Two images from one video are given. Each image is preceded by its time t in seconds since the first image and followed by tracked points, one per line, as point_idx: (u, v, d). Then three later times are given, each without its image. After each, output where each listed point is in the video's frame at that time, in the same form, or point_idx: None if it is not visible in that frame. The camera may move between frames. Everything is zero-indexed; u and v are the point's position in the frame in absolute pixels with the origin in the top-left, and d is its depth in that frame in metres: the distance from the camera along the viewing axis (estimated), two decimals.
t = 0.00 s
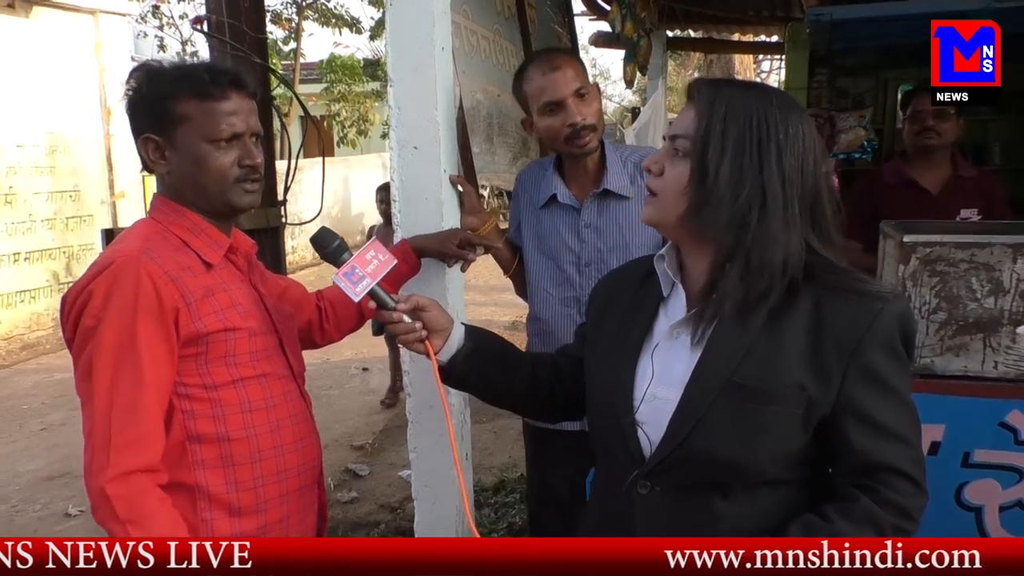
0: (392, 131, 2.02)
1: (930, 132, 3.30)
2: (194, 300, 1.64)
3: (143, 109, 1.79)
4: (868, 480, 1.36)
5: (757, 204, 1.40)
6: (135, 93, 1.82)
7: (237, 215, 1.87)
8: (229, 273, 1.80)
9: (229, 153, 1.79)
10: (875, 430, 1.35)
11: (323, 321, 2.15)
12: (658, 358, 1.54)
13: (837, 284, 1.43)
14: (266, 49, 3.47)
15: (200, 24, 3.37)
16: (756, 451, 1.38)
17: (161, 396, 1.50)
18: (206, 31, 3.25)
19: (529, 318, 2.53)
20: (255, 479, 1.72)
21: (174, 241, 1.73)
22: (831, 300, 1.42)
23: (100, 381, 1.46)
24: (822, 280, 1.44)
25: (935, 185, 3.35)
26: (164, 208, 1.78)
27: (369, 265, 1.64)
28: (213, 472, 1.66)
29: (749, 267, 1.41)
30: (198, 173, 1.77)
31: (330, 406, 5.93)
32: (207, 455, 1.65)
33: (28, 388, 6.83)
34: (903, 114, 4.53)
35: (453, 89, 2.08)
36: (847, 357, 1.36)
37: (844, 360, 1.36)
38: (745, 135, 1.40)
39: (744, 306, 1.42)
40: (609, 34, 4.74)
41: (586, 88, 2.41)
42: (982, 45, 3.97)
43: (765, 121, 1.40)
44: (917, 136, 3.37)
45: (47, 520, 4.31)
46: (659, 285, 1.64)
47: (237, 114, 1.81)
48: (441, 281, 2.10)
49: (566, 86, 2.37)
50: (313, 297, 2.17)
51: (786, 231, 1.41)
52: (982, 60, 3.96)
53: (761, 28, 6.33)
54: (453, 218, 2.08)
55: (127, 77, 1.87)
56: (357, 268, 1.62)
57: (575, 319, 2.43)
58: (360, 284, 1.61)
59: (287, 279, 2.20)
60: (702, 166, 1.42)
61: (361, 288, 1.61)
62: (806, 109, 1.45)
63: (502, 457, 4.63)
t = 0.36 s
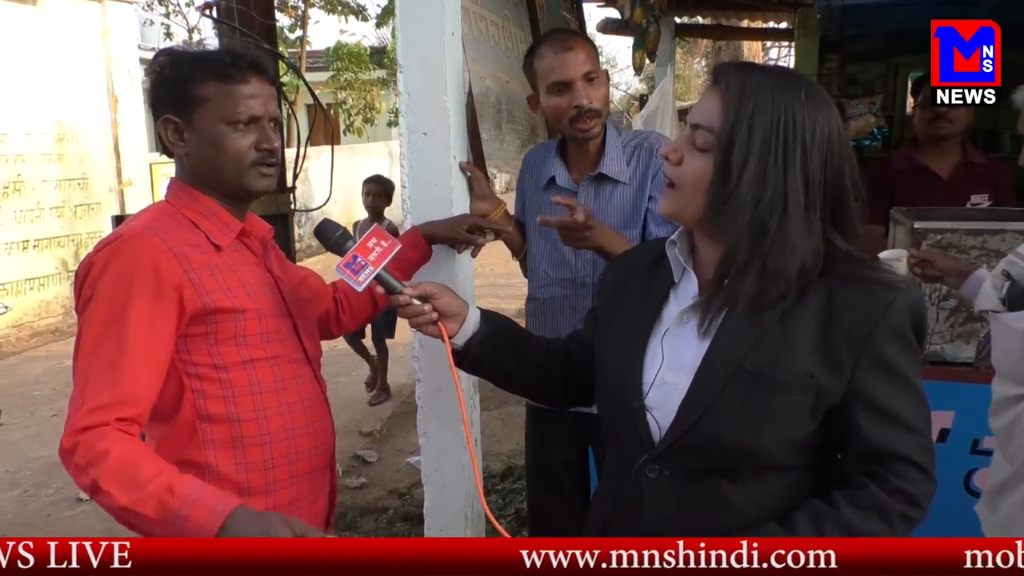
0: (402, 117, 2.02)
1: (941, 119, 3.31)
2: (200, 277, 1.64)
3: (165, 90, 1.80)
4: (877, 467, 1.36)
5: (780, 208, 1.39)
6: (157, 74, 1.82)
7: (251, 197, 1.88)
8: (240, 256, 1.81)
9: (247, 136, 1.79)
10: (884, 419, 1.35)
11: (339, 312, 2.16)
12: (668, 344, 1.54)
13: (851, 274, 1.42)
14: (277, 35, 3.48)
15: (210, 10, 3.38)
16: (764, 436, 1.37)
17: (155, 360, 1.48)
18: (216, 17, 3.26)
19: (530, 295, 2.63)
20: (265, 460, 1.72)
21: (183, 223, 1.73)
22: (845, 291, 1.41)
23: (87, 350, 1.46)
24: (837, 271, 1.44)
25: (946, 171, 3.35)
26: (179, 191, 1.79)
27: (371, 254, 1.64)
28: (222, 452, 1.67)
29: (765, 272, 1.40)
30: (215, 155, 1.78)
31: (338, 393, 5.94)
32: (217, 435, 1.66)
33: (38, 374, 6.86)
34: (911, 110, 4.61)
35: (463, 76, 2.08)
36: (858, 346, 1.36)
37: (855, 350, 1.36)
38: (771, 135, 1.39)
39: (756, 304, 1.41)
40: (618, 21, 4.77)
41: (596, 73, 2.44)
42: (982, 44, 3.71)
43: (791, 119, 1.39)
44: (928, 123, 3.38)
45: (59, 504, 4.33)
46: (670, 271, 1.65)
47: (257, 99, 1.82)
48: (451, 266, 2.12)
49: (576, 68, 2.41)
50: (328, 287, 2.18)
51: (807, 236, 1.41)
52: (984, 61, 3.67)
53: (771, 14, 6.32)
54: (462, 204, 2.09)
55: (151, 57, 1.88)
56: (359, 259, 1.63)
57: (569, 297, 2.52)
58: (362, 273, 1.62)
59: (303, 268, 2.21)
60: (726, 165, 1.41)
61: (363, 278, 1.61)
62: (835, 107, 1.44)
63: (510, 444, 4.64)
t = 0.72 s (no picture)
0: (405, 111, 2.02)
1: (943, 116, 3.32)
2: (203, 265, 1.65)
3: (180, 80, 1.82)
4: (889, 463, 1.36)
5: (807, 208, 1.38)
6: (173, 68, 1.84)
7: (259, 192, 1.88)
8: (246, 248, 1.81)
9: (258, 130, 1.80)
10: (899, 416, 1.35)
11: (343, 305, 2.16)
12: (681, 339, 1.55)
13: (863, 271, 1.43)
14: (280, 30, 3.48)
15: (213, 4, 3.38)
16: (777, 430, 1.38)
17: (147, 345, 1.48)
18: (219, 10, 3.26)
19: (530, 289, 2.64)
20: (270, 451, 1.73)
21: (189, 214, 1.74)
22: (858, 288, 1.41)
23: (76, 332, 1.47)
24: (850, 267, 1.44)
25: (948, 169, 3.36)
26: (187, 183, 1.81)
27: (378, 242, 1.65)
28: (228, 443, 1.67)
29: (792, 270, 1.40)
30: (224, 148, 1.78)
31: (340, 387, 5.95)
32: (222, 426, 1.67)
33: (39, 367, 6.87)
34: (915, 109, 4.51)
35: (466, 69, 2.08)
36: (873, 342, 1.36)
37: (869, 346, 1.37)
38: (792, 132, 1.38)
39: (778, 303, 1.42)
40: (621, 16, 4.77)
41: (602, 58, 2.50)
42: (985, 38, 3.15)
43: (809, 114, 1.38)
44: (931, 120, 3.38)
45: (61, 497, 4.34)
46: (681, 266, 1.66)
47: (269, 94, 1.82)
48: (453, 259, 2.14)
49: (583, 51, 2.46)
50: (333, 282, 2.19)
51: (833, 230, 1.40)
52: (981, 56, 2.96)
53: (775, 10, 6.31)
54: (465, 198, 2.10)
55: (165, 53, 1.90)
56: (365, 246, 1.64)
57: (566, 291, 2.53)
58: (367, 261, 1.63)
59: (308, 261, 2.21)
60: (755, 172, 1.40)
61: (368, 266, 1.63)
62: (843, 98, 1.43)
63: (510, 439, 4.65)
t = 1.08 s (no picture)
0: (403, 117, 2.05)
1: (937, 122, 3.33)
2: (203, 276, 1.66)
3: (173, 90, 1.84)
4: (914, 475, 1.37)
5: (798, 193, 1.41)
6: (166, 76, 1.86)
7: (256, 200, 1.89)
8: (243, 255, 1.82)
9: (251, 138, 1.81)
10: (926, 428, 1.36)
11: (340, 311, 2.18)
12: (698, 343, 1.57)
13: (886, 276, 1.42)
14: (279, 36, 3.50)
15: (212, 9, 3.37)
16: (795, 438, 1.39)
17: (157, 360, 1.49)
18: (217, 16, 3.26)
19: (530, 296, 2.64)
20: (267, 459, 1.73)
21: (186, 222, 1.76)
22: (880, 294, 1.41)
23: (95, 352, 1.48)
24: (868, 271, 1.44)
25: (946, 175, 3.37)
26: (185, 190, 1.82)
27: (385, 258, 1.69)
28: (224, 451, 1.68)
29: (787, 261, 1.43)
30: (218, 156, 1.79)
31: (338, 392, 5.94)
32: (219, 434, 1.68)
33: (36, 373, 6.85)
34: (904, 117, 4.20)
35: (464, 77, 2.10)
36: (897, 351, 1.37)
37: (894, 354, 1.37)
38: (784, 119, 1.41)
39: (784, 302, 1.43)
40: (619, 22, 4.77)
41: (601, 66, 2.53)
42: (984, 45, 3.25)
43: (804, 102, 1.40)
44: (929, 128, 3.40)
45: (58, 503, 4.33)
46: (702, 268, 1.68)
47: (262, 102, 1.83)
48: (450, 266, 2.13)
49: (581, 59, 2.50)
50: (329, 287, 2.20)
51: (829, 221, 1.41)
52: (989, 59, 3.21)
53: (772, 17, 6.33)
54: (463, 205, 2.12)
55: (159, 61, 1.92)
56: (373, 263, 1.68)
57: (570, 297, 2.54)
58: (376, 279, 1.68)
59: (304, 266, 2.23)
60: (742, 156, 1.44)
61: (376, 284, 1.67)
62: (860, 91, 1.45)
63: (508, 444, 4.65)
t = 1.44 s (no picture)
0: (397, 115, 2.06)
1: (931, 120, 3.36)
2: (207, 279, 1.77)
3: (163, 88, 1.88)
4: (930, 484, 1.35)
5: (811, 189, 1.40)
6: (154, 73, 1.91)
7: (247, 196, 1.95)
8: (240, 253, 1.91)
9: (244, 136, 1.87)
10: (944, 437, 1.34)
11: (330, 305, 2.20)
12: (707, 345, 1.58)
13: (907, 278, 1.41)
14: (273, 35, 3.48)
15: (206, 8, 3.37)
16: (808, 446, 1.38)
17: (172, 374, 1.64)
18: (211, 15, 3.25)
19: (527, 292, 2.64)
20: (264, 458, 1.85)
21: (184, 221, 1.83)
22: (898, 297, 1.40)
23: (124, 364, 1.62)
24: (889, 273, 1.42)
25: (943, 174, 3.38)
26: (177, 188, 1.88)
27: (394, 251, 1.76)
28: (222, 450, 1.80)
29: (799, 259, 1.42)
30: (211, 154, 1.85)
31: (333, 391, 5.94)
32: (216, 433, 1.79)
33: (31, 372, 6.84)
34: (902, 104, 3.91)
35: (459, 75, 2.11)
36: (914, 355, 1.35)
37: (911, 359, 1.36)
38: (798, 113, 1.41)
39: (797, 301, 1.43)
40: (614, 21, 4.77)
41: (602, 63, 2.53)
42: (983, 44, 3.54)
43: (821, 95, 1.40)
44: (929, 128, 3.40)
45: (52, 502, 4.33)
46: (714, 268, 1.69)
47: (254, 100, 1.89)
48: (445, 263, 2.14)
49: (584, 57, 2.50)
50: (319, 281, 2.22)
51: (844, 217, 1.40)
52: (987, 58, 3.53)
53: (766, 15, 6.32)
54: (457, 203, 2.13)
55: (148, 58, 1.96)
56: (382, 255, 1.75)
57: (570, 295, 2.55)
58: (384, 271, 1.75)
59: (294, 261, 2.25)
60: (752, 152, 1.44)
61: (384, 276, 1.74)
62: (879, 83, 1.44)
63: (503, 442, 4.65)
